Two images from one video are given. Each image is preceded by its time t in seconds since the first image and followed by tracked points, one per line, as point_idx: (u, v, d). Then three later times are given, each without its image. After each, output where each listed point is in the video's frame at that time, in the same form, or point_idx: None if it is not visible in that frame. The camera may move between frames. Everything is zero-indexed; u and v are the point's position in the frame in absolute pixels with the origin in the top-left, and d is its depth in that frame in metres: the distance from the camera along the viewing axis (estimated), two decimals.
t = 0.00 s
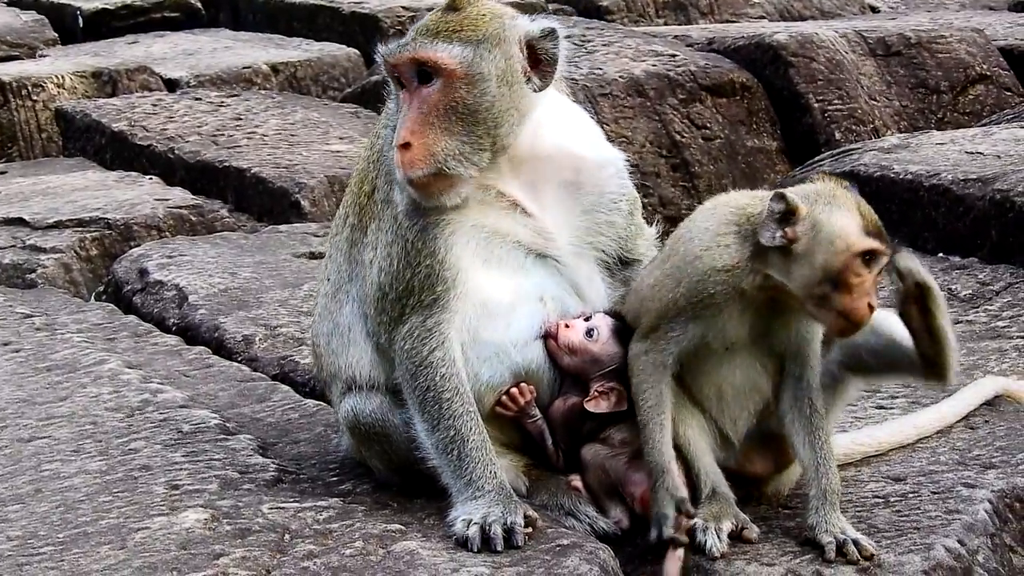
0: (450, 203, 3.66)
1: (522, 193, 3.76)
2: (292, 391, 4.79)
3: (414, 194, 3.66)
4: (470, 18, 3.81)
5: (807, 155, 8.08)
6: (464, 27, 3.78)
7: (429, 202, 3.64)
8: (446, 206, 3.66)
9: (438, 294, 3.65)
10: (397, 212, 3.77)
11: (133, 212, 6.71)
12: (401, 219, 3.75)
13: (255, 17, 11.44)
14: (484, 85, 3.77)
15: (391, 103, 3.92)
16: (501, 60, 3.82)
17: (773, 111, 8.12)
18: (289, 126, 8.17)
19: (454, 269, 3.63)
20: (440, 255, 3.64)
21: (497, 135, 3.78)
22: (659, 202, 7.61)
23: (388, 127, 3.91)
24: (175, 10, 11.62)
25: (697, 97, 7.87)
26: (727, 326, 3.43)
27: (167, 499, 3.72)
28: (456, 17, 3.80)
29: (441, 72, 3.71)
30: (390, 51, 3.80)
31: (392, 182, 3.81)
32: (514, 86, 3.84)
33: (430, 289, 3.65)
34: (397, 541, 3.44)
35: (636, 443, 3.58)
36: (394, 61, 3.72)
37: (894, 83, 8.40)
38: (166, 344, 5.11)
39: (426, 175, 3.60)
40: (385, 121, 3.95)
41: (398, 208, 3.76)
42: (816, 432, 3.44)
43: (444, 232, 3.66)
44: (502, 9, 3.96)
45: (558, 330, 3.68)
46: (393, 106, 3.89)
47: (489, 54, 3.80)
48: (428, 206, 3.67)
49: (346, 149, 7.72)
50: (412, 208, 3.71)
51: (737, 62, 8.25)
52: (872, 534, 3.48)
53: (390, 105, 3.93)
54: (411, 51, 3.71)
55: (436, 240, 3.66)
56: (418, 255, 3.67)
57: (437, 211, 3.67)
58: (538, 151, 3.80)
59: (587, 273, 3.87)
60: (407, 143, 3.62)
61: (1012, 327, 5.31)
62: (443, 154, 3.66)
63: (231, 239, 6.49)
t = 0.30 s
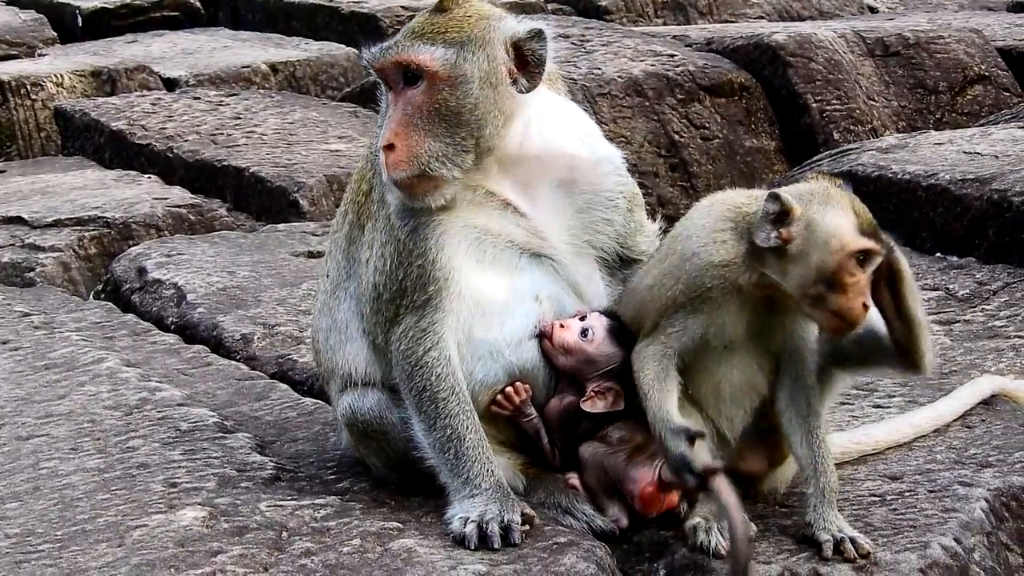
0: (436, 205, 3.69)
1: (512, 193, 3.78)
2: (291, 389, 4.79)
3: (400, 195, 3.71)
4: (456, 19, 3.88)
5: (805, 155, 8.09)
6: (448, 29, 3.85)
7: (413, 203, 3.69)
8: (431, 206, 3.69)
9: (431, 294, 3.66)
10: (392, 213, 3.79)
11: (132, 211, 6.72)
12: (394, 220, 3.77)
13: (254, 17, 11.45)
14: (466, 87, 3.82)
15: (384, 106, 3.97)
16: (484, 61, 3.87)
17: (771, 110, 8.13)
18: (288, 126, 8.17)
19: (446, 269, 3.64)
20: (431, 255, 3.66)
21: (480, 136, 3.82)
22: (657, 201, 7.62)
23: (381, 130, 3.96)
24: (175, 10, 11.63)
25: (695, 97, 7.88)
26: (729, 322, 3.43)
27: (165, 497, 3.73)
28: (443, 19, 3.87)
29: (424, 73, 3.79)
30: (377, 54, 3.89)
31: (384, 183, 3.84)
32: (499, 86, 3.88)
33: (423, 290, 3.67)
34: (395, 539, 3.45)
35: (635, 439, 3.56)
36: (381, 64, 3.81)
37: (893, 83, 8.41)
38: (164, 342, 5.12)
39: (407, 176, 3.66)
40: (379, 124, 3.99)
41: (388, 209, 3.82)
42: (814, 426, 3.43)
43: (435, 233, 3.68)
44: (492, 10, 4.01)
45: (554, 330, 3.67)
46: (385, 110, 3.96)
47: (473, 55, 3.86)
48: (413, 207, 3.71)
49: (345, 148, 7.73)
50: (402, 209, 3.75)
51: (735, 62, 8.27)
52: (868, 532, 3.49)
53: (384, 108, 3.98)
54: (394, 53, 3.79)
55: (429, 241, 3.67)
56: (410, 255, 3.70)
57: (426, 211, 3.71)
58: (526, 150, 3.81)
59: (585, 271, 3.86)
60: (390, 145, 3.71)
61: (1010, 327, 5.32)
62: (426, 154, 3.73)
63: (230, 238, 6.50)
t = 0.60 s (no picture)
0: (429, 207, 3.70)
1: (507, 194, 3.79)
2: (288, 390, 4.80)
3: (394, 197, 3.72)
4: (450, 21, 3.88)
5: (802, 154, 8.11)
6: (443, 31, 3.85)
7: (407, 206, 3.70)
8: (424, 210, 3.70)
9: (425, 295, 3.67)
10: (386, 214, 3.79)
11: (129, 212, 6.73)
12: (388, 222, 3.78)
13: (251, 17, 11.46)
14: (459, 90, 3.83)
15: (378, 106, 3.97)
16: (478, 64, 3.88)
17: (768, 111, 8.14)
18: (285, 126, 8.18)
19: (441, 270, 3.65)
20: (425, 256, 3.67)
21: (474, 139, 3.83)
22: (654, 201, 7.63)
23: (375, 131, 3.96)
24: (173, 10, 11.65)
25: (691, 97, 7.90)
26: (702, 298, 3.31)
27: (162, 497, 3.74)
28: (437, 21, 3.87)
29: (418, 75, 3.80)
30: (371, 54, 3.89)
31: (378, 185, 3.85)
32: (492, 90, 3.89)
33: (417, 291, 3.68)
34: (391, 539, 3.46)
35: (634, 439, 3.57)
36: (375, 65, 3.81)
37: (889, 83, 8.43)
38: (161, 343, 5.13)
39: (400, 181, 3.67)
40: (373, 125, 4.00)
41: (383, 211, 3.83)
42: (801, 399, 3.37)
43: (428, 234, 3.69)
44: (486, 12, 4.02)
45: (550, 330, 3.69)
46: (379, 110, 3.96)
47: (467, 58, 3.87)
48: (406, 210, 3.72)
49: (342, 148, 7.74)
50: (395, 211, 3.75)
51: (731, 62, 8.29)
52: (864, 531, 3.49)
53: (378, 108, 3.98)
54: (388, 55, 3.79)
55: (423, 242, 3.68)
56: (404, 257, 3.71)
57: (419, 213, 3.71)
58: (520, 153, 3.83)
59: (580, 271, 3.87)
60: (384, 150, 3.72)
61: (1005, 327, 5.33)
62: (420, 158, 3.73)
63: (227, 238, 6.51)
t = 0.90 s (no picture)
0: (431, 208, 3.70)
1: (508, 193, 3.78)
2: (287, 390, 4.81)
3: (396, 198, 3.72)
4: (453, 23, 3.88)
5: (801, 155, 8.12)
6: (446, 33, 3.86)
7: (410, 206, 3.70)
8: (427, 209, 3.70)
9: (426, 294, 3.68)
10: (388, 214, 3.80)
11: (128, 212, 6.73)
12: (390, 222, 3.79)
13: (251, 18, 11.48)
14: (462, 91, 3.82)
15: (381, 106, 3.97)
16: (481, 66, 3.88)
17: (766, 112, 8.15)
18: (284, 127, 8.19)
19: (442, 269, 3.66)
20: (426, 256, 3.67)
21: (477, 141, 3.82)
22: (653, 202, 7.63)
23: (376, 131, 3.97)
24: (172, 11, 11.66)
25: (690, 99, 7.91)
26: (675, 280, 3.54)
27: (161, 496, 3.75)
28: (441, 23, 3.88)
29: (420, 76, 3.79)
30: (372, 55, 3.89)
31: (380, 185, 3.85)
32: (495, 92, 3.89)
33: (419, 291, 3.69)
34: (390, 538, 3.47)
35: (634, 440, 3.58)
36: (377, 67, 3.80)
37: (888, 84, 8.44)
38: (160, 343, 5.14)
39: (403, 180, 3.66)
40: (376, 126, 4.00)
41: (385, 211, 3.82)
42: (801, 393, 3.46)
43: (430, 234, 3.69)
44: (489, 14, 4.03)
45: (552, 330, 3.68)
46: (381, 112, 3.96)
47: (470, 59, 3.87)
48: (409, 210, 3.72)
49: (341, 149, 7.75)
50: (398, 211, 3.75)
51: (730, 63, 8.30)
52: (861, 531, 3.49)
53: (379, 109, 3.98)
54: (389, 57, 3.79)
55: (425, 241, 3.69)
56: (406, 256, 3.71)
57: (421, 214, 3.71)
58: (522, 154, 3.82)
59: (582, 272, 3.88)
60: (386, 149, 3.71)
61: (1004, 328, 5.34)
62: (422, 157, 3.72)
63: (226, 239, 6.52)
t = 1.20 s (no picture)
0: (433, 212, 3.70)
1: (509, 197, 3.79)
2: (286, 392, 4.81)
3: (397, 202, 3.73)
4: (455, 28, 3.89)
5: (801, 159, 8.13)
6: (447, 37, 3.87)
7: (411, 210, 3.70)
8: (428, 213, 3.70)
9: (427, 297, 3.69)
10: (390, 217, 3.80)
11: (129, 213, 6.74)
12: (390, 225, 3.80)
13: (252, 19, 11.49)
14: (464, 95, 3.83)
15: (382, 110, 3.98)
16: (483, 70, 3.88)
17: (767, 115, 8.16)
18: (284, 128, 8.20)
19: (443, 273, 3.67)
20: (427, 259, 3.68)
21: (478, 144, 3.82)
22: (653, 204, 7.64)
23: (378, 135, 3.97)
24: (173, 12, 11.67)
25: (690, 101, 7.91)
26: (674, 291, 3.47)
27: (161, 498, 3.75)
28: (442, 27, 3.88)
29: (422, 81, 3.79)
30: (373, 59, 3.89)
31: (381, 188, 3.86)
32: (497, 96, 3.89)
33: (419, 294, 3.70)
34: (389, 541, 3.47)
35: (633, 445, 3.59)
36: (378, 71, 3.80)
37: (888, 87, 8.46)
38: (160, 344, 5.14)
39: (405, 185, 3.66)
40: (377, 129, 4.01)
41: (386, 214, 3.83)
42: (802, 396, 3.45)
43: (431, 238, 3.70)
44: (491, 19, 4.04)
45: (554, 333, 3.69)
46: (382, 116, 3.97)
47: (471, 64, 3.87)
48: (411, 214, 3.72)
49: (342, 151, 7.76)
50: (399, 215, 3.75)
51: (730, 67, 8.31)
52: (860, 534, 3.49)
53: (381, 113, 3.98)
54: (391, 60, 3.79)
55: (426, 244, 3.70)
56: (406, 259, 3.72)
57: (422, 218, 3.72)
58: (523, 157, 3.82)
59: (581, 275, 3.89)
60: (388, 154, 3.71)
61: (1003, 332, 5.35)
62: (423, 161, 3.73)
63: (227, 240, 6.52)
